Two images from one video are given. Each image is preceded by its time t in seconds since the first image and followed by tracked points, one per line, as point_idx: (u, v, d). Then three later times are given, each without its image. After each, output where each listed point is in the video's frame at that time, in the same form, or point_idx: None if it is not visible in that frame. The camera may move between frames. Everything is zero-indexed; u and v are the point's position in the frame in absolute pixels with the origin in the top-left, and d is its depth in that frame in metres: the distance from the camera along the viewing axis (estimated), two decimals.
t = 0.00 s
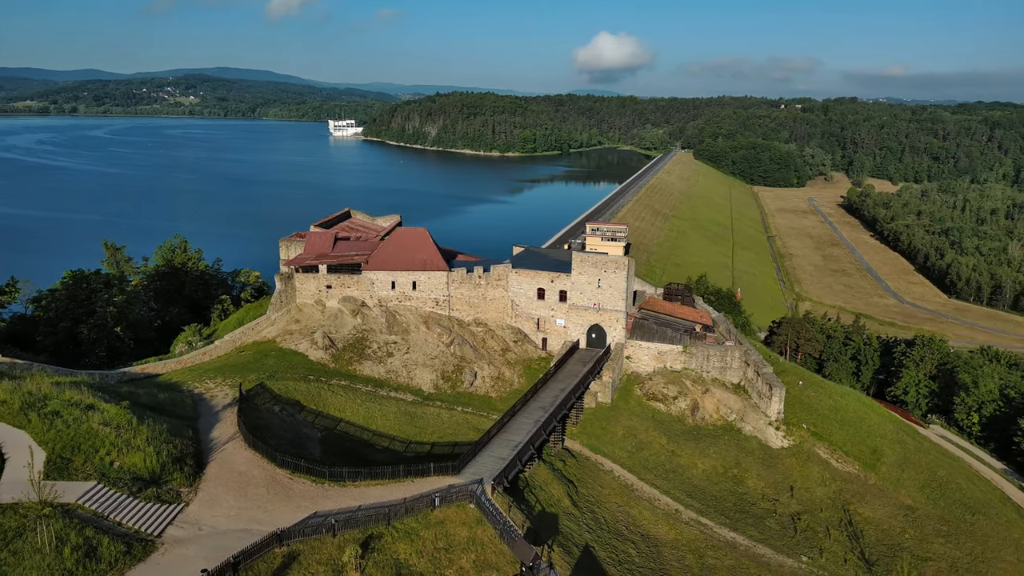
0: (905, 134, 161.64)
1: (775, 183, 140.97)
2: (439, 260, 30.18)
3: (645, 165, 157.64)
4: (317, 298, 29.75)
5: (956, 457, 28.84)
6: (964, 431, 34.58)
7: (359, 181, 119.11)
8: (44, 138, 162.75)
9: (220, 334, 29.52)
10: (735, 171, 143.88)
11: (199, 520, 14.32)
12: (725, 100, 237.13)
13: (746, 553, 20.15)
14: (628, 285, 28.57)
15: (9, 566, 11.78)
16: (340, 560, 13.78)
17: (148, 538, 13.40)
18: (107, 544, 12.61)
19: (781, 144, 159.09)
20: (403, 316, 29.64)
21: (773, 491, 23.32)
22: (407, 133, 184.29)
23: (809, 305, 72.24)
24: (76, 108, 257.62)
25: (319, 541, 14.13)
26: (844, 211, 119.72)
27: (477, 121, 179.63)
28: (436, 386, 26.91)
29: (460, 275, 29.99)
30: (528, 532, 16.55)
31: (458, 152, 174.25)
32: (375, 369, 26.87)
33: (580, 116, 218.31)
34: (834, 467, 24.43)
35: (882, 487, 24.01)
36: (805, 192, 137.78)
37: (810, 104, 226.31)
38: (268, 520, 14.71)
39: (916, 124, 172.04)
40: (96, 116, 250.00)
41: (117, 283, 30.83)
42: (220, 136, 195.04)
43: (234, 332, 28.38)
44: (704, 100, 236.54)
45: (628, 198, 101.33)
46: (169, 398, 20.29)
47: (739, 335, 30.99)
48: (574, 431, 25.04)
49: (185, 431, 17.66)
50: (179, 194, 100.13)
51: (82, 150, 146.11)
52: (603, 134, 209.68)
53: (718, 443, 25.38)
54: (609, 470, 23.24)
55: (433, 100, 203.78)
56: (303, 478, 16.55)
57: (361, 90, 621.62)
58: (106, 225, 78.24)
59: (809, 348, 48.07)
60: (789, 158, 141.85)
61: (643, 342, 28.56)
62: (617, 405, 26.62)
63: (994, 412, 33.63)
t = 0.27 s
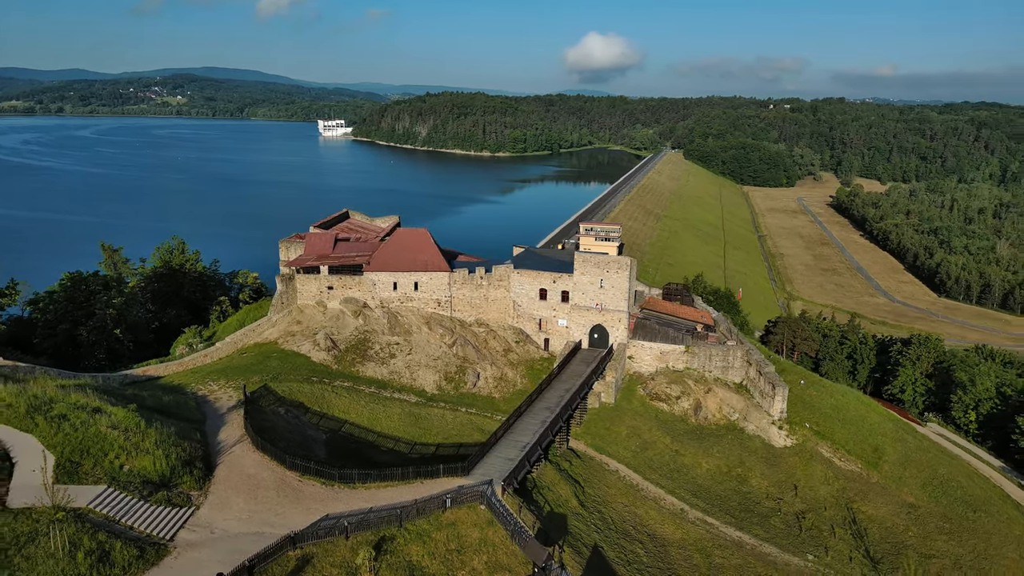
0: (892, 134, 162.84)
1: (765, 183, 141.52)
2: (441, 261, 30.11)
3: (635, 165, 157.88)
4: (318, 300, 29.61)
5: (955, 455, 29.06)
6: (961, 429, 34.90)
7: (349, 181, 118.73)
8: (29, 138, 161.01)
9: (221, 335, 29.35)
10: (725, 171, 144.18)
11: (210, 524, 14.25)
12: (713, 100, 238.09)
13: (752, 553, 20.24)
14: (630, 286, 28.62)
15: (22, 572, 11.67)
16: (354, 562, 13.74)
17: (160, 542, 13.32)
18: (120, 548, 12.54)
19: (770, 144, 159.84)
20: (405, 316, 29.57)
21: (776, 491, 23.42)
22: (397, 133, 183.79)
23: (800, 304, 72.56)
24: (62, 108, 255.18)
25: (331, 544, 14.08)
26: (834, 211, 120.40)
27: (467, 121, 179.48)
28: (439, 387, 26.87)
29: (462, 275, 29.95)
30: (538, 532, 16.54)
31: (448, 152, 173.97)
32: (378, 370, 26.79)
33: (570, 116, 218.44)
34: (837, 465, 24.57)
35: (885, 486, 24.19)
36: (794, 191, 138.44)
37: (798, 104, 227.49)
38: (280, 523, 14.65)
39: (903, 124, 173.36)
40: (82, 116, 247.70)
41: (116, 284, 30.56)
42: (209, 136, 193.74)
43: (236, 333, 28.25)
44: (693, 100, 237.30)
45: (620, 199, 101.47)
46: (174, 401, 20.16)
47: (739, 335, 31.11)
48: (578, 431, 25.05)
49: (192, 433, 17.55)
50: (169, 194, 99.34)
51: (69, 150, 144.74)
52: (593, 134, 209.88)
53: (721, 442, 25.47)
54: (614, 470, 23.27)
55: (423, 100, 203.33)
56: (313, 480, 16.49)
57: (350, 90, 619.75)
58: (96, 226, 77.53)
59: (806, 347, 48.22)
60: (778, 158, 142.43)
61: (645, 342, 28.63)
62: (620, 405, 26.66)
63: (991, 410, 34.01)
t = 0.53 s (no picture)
0: (833, 133, 168.95)
1: (715, 181, 144.58)
2: (449, 264, 29.94)
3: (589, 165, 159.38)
4: (324, 305, 29.04)
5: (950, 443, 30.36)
6: (946, 417, 36.42)
7: (304, 183, 116.65)
8: None
9: (224, 344, 28.57)
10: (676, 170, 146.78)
11: (273, 539, 13.89)
12: (660, 100, 242.66)
13: (781, 544, 20.77)
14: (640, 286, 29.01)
15: None
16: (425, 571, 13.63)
17: (226, 560, 12.93)
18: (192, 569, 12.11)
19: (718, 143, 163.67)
20: (415, 320, 29.30)
21: (794, 483, 24.07)
22: (347, 134, 181.19)
23: (760, 299, 74.38)
24: None
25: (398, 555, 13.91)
26: (781, 208, 124.03)
27: (419, 122, 178.40)
28: (455, 391, 26.72)
29: (470, 278, 29.88)
30: (591, 534, 16.63)
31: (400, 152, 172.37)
32: (392, 376, 26.47)
33: (521, 116, 219.11)
34: (848, 457, 25.43)
35: (894, 475, 25.12)
36: (744, 189, 141.96)
37: (741, 104, 234.04)
38: (342, 535, 14.40)
39: (842, 123, 180.24)
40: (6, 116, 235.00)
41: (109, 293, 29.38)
42: (149, 137, 186.74)
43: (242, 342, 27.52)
44: (640, 100, 241.46)
45: (579, 198, 102.24)
46: (201, 413, 19.61)
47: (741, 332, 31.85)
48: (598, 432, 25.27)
49: (231, 446, 17.09)
50: (119, 197, 95.43)
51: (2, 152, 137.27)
52: (544, 134, 211.00)
53: (736, 438, 26.03)
54: (638, 468, 23.59)
55: (373, 100, 200.84)
56: (363, 490, 16.27)
57: (296, 90, 608.62)
58: (47, 232, 73.82)
59: (784, 342, 49.37)
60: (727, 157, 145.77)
61: (655, 341, 29.08)
62: (636, 404, 27.00)
63: (975, 398, 35.47)
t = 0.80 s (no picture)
0: (778, 132, 173.89)
1: (667, 180, 146.93)
2: (456, 266, 29.82)
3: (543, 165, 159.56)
4: (332, 310, 28.51)
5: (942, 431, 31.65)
6: (929, 406, 37.86)
7: (257, 185, 113.74)
8: None
9: (230, 353, 27.76)
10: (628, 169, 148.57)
11: (342, 552, 13.63)
12: (609, 100, 245.50)
13: (807, 536, 21.38)
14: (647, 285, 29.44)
15: None
16: None
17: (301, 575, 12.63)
18: None
19: (669, 142, 166.27)
20: (424, 324, 29.03)
21: (809, 476, 24.80)
22: (296, 134, 177.73)
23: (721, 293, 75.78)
24: None
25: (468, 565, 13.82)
26: (732, 205, 126.67)
27: (370, 121, 176.50)
28: (471, 395, 26.60)
29: (478, 280, 29.80)
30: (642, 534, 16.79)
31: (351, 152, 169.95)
32: (407, 381, 26.20)
33: (472, 116, 218.55)
34: (856, 449, 26.31)
35: (900, 464, 26.10)
36: (694, 188, 144.67)
37: (687, 104, 239.03)
38: (408, 545, 14.22)
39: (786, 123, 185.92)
40: None
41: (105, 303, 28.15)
42: (85, 137, 178.19)
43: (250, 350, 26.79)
44: (588, 100, 243.81)
45: (541, 197, 102.65)
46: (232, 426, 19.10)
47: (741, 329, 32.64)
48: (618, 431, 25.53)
49: (275, 458, 16.66)
50: (64, 199, 90.84)
51: None
52: (496, 134, 210.88)
53: (749, 433, 26.66)
54: (660, 466, 23.94)
55: (322, 100, 197.23)
56: (417, 499, 16.11)
57: (241, 89, 594.15)
58: None
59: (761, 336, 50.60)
60: (677, 157, 148.41)
61: (663, 340, 29.55)
62: (649, 403, 27.37)
63: (958, 387, 37.15)
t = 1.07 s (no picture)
0: (726, 131, 177.54)
1: (619, 179, 148.22)
2: (465, 269, 29.75)
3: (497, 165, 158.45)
4: (342, 315, 28.08)
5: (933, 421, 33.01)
6: (912, 396, 39.39)
7: (209, 186, 110.28)
8: None
9: (238, 360, 27.09)
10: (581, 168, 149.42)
11: (414, 561, 13.48)
12: (559, 101, 246.59)
13: (829, 526, 22.09)
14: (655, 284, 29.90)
15: None
16: None
17: None
18: None
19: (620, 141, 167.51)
20: (435, 327, 28.86)
21: (821, 468, 25.61)
22: (243, 134, 173.15)
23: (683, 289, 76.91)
24: None
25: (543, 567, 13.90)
26: (685, 204, 128.09)
27: (321, 122, 173.33)
28: (488, 397, 26.56)
29: (488, 282, 29.79)
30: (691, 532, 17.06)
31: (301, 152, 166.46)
32: (425, 385, 26.02)
33: (423, 116, 216.53)
34: (862, 440, 27.26)
35: (903, 454, 27.14)
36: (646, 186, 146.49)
37: (636, 104, 242.38)
38: (475, 553, 14.18)
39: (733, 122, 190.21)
40: None
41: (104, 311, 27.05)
42: (15, 138, 169.00)
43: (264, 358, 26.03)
44: (539, 100, 244.59)
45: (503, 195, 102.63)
46: (267, 436, 18.75)
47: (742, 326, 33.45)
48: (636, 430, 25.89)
49: (324, 468, 16.41)
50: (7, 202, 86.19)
51: None
52: (448, 133, 209.51)
53: (760, 427, 27.37)
54: (682, 462, 24.40)
55: (269, 100, 192.42)
56: (473, 505, 16.07)
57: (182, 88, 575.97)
58: None
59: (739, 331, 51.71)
60: (629, 156, 150.05)
61: (672, 338, 30.06)
62: (662, 401, 27.83)
63: (939, 377, 38.85)
